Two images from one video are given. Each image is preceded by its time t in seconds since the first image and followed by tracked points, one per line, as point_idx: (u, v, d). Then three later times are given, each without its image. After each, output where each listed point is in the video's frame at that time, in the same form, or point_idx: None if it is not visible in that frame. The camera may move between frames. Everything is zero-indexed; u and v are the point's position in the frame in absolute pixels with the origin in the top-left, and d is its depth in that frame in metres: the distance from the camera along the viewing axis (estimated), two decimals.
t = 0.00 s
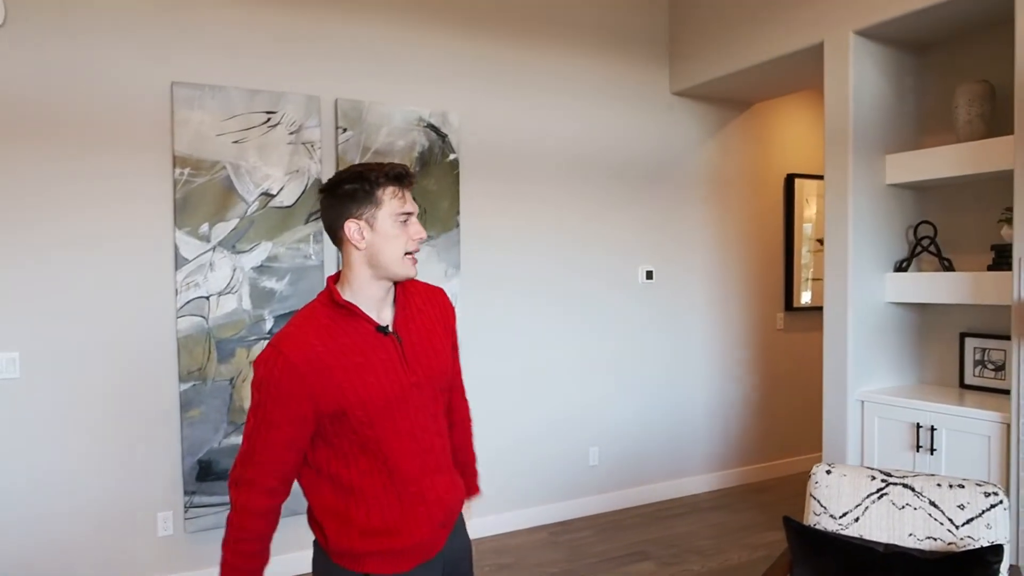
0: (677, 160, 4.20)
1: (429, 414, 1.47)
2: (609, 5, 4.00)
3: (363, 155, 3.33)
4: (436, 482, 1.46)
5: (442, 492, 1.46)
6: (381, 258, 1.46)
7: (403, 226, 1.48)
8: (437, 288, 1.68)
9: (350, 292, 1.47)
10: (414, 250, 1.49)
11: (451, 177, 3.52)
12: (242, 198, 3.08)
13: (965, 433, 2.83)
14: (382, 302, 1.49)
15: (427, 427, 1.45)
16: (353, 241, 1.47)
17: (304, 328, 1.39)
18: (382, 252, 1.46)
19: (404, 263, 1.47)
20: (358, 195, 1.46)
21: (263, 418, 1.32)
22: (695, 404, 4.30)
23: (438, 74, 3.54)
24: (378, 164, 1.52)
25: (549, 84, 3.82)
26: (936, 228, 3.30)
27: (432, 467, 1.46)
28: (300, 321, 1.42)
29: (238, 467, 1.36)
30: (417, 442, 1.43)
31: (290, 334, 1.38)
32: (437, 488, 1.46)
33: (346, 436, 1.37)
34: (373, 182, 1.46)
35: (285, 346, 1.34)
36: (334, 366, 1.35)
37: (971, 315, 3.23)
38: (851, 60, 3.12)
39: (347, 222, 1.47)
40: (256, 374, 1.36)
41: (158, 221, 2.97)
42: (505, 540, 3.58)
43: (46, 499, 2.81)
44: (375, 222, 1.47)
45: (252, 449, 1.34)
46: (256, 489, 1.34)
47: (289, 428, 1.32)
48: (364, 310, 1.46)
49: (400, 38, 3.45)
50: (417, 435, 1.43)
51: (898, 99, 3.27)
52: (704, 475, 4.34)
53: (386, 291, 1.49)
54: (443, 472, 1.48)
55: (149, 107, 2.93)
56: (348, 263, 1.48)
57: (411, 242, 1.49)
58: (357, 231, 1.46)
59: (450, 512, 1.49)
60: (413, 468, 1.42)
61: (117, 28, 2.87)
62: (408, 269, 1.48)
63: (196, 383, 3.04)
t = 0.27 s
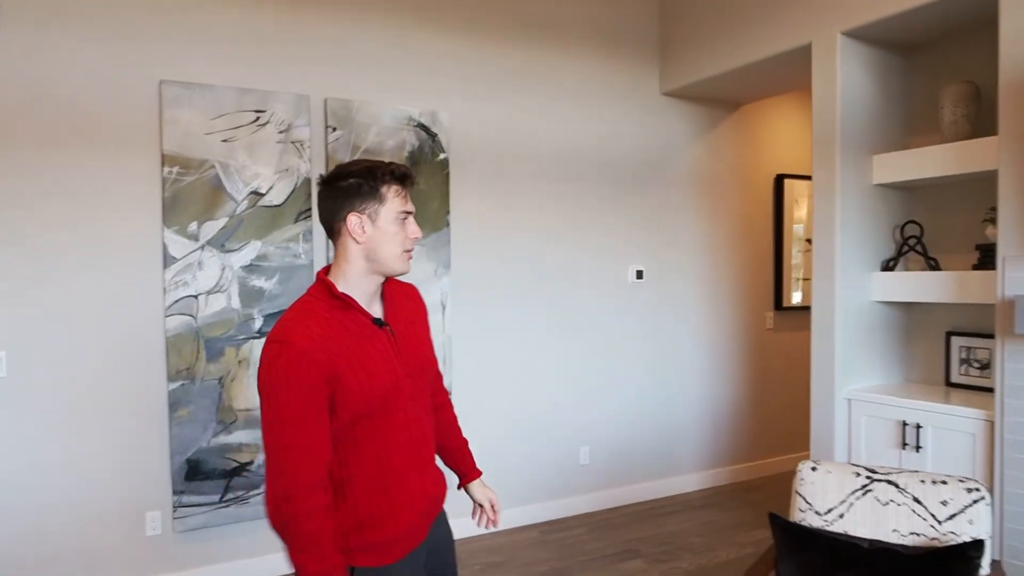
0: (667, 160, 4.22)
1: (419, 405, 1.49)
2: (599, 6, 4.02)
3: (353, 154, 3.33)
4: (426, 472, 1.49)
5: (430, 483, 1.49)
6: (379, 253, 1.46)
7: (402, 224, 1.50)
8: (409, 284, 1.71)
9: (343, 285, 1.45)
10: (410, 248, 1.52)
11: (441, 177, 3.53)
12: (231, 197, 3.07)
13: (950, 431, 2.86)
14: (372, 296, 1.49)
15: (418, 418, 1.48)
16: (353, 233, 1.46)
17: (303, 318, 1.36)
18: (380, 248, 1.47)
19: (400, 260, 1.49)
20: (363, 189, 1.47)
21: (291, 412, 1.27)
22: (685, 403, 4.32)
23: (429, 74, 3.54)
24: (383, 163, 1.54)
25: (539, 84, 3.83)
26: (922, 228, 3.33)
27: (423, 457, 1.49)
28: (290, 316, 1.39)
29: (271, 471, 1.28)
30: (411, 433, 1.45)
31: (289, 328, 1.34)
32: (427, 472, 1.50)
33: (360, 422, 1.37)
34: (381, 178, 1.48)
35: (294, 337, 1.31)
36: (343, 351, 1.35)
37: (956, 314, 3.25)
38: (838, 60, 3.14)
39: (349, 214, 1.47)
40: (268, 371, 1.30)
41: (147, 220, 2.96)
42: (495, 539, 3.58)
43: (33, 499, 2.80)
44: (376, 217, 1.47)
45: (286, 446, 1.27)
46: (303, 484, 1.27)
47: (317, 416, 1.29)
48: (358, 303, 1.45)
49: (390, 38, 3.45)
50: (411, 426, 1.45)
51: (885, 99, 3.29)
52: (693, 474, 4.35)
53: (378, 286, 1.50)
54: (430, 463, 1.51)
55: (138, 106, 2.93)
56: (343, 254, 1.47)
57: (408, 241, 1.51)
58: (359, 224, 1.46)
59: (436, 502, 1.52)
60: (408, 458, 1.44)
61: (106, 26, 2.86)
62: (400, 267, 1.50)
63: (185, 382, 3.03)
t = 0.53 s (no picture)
0: (640, 158, 4.26)
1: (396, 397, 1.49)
2: (573, 5, 4.05)
3: (327, 151, 3.32)
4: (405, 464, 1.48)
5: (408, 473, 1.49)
6: (367, 250, 1.44)
7: (388, 221, 1.47)
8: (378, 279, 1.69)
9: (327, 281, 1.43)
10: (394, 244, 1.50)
11: (415, 174, 3.53)
12: (203, 193, 3.05)
13: (913, 424, 2.94)
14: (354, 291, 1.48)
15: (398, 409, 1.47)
16: (340, 229, 1.43)
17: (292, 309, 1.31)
18: (366, 245, 1.45)
19: (384, 256, 1.48)
20: (351, 185, 1.43)
21: (314, 401, 1.20)
22: (658, 399, 4.37)
23: (403, 71, 3.54)
24: (369, 157, 1.49)
25: (514, 83, 3.85)
26: (887, 226, 3.41)
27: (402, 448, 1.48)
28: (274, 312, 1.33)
29: (300, 457, 1.19)
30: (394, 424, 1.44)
31: (283, 319, 1.29)
32: (406, 467, 1.48)
33: (360, 409, 1.34)
34: (369, 175, 1.44)
35: (296, 324, 1.27)
36: (340, 336, 1.33)
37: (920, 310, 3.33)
38: (806, 62, 3.20)
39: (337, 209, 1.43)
40: (278, 358, 1.23)
41: (117, 216, 2.93)
42: (470, 535, 3.60)
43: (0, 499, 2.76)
44: (364, 213, 1.44)
45: (313, 426, 1.20)
46: (339, 463, 1.19)
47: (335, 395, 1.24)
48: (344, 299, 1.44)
49: (365, 35, 3.45)
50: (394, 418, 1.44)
51: (851, 101, 3.37)
52: (666, 469, 4.41)
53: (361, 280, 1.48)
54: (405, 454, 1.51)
55: (107, 101, 2.89)
56: (330, 249, 1.44)
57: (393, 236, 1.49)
58: (347, 221, 1.42)
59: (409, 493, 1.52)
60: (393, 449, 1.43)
61: (74, 19, 2.82)
62: (386, 263, 1.49)
63: (156, 380, 3.01)
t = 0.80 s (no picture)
0: (599, 160, 4.32)
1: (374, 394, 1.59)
2: (532, 7, 4.09)
3: (284, 149, 3.29)
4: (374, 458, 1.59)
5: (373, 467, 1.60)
6: (353, 250, 1.52)
7: (373, 221, 1.55)
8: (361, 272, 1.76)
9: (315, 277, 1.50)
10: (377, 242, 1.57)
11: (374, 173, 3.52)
12: (156, 190, 3.00)
13: (857, 418, 3.05)
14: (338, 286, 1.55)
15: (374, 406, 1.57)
16: (328, 230, 1.50)
17: (288, 302, 1.39)
18: (353, 245, 1.52)
19: (369, 254, 1.55)
20: (338, 189, 1.49)
21: (307, 397, 1.30)
22: (616, 397, 4.43)
23: (362, 70, 3.54)
24: (355, 161, 1.55)
25: (473, 83, 3.87)
26: (834, 227, 3.52)
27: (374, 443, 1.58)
28: (268, 302, 1.40)
29: (292, 448, 1.29)
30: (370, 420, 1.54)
31: (280, 311, 1.37)
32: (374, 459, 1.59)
33: (344, 405, 1.44)
34: (356, 179, 1.51)
35: (295, 316, 1.35)
36: (334, 330, 1.42)
37: (865, 309, 3.45)
38: (757, 68, 3.29)
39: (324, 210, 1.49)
40: (277, 349, 1.31)
41: (64, 213, 2.86)
42: (429, 533, 3.61)
43: None
44: (350, 215, 1.51)
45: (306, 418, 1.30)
46: (327, 456, 1.31)
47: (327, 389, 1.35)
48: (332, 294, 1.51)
49: (323, 33, 3.43)
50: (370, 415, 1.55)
51: (800, 106, 3.47)
52: (624, 466, 4.47)
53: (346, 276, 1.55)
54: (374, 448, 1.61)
55: (55, 95, 2.83)
56: (317, 249, 1.50)
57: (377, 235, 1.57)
58: (335, 222, 1.49)
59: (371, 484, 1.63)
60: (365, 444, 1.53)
61: (20, 11, 2.75)
62: (370, 261, 1.57)
63: (106, 381, 2.94)
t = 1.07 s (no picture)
0: (555, 160, 4.38)
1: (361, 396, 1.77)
2: (489, 9, 4.11)
3: (237, 146, 3.25)
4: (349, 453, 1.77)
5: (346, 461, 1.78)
6: (338, 254, 1.74)
7: (357, 228, 1.77)
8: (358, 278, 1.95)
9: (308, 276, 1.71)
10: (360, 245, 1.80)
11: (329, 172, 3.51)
12: (104, 187, 2.94)
13: (802, 412, 3.15)
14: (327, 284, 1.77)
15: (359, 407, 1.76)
16: (318, 234, 1.71)
17: (303, 295, 1.60)
18: (339, 248, 1.74)
19: (353, 256, 1.77)
20: (327, 200, 1.70)
21: (307, 388, 1.50)
22: (572, 394, 4.49)
23: (317, 68, 3.52)
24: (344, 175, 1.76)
25: (430, 82, 3.88)
26: (782, 228, 3.63)
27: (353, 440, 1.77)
28: (285, 290, 1.61)
29: (285, 429, 1.49)
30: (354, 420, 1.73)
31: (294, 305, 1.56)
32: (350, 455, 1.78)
33: (336, 401, 1.62)
34: (343, 190, 1.72)
35: (311, 308, 1.56)
36: (339, 330, 1.63)
37: (810, 307, 3.57)
38: (707, 73, 3.38)
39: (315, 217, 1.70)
40: (293, 332, 1.51)
41: (8, 210, 2.78)
42: (386, 532, 3.61)
43: None
44: (338, 223, 1.73)
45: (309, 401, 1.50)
46: (313, 443, 1.50)
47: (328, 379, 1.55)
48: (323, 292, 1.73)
49: (277, 31, 3.40)
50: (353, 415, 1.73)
51: (749, 110, 3.57)
52: (580, 463, 4.54)
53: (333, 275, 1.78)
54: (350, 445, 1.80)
55: None
56: (307, 251, 1.72)
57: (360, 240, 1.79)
58: (323, 228, 1.71)
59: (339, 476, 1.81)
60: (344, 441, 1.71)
61: None
62: (354, 262, 1.79)
63: (52, 383, 2.87)
